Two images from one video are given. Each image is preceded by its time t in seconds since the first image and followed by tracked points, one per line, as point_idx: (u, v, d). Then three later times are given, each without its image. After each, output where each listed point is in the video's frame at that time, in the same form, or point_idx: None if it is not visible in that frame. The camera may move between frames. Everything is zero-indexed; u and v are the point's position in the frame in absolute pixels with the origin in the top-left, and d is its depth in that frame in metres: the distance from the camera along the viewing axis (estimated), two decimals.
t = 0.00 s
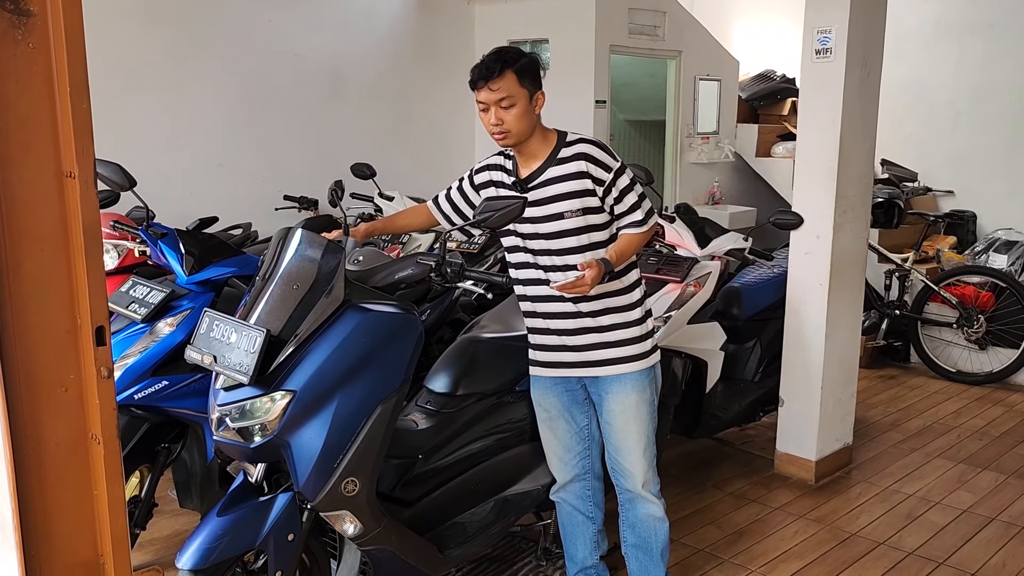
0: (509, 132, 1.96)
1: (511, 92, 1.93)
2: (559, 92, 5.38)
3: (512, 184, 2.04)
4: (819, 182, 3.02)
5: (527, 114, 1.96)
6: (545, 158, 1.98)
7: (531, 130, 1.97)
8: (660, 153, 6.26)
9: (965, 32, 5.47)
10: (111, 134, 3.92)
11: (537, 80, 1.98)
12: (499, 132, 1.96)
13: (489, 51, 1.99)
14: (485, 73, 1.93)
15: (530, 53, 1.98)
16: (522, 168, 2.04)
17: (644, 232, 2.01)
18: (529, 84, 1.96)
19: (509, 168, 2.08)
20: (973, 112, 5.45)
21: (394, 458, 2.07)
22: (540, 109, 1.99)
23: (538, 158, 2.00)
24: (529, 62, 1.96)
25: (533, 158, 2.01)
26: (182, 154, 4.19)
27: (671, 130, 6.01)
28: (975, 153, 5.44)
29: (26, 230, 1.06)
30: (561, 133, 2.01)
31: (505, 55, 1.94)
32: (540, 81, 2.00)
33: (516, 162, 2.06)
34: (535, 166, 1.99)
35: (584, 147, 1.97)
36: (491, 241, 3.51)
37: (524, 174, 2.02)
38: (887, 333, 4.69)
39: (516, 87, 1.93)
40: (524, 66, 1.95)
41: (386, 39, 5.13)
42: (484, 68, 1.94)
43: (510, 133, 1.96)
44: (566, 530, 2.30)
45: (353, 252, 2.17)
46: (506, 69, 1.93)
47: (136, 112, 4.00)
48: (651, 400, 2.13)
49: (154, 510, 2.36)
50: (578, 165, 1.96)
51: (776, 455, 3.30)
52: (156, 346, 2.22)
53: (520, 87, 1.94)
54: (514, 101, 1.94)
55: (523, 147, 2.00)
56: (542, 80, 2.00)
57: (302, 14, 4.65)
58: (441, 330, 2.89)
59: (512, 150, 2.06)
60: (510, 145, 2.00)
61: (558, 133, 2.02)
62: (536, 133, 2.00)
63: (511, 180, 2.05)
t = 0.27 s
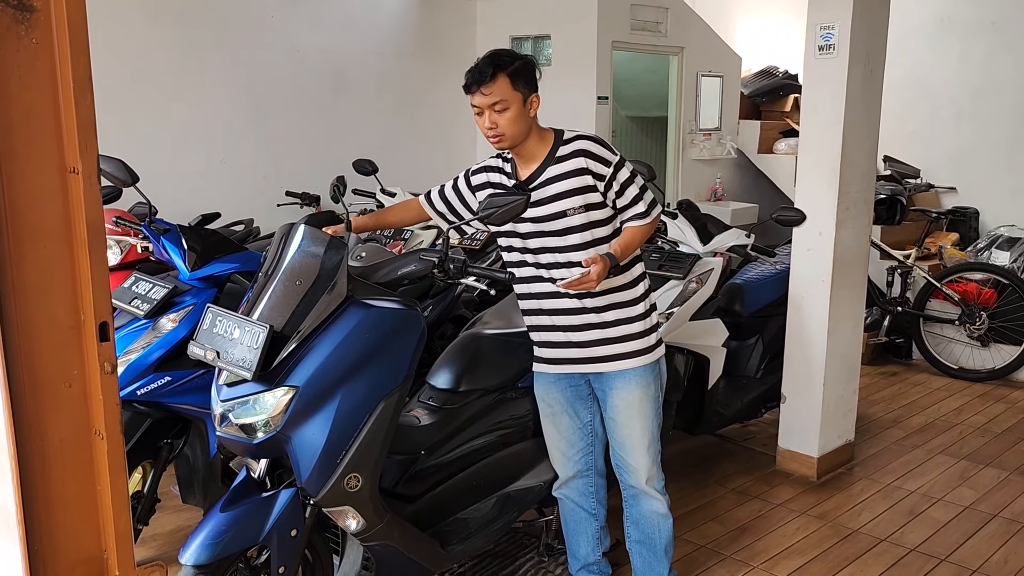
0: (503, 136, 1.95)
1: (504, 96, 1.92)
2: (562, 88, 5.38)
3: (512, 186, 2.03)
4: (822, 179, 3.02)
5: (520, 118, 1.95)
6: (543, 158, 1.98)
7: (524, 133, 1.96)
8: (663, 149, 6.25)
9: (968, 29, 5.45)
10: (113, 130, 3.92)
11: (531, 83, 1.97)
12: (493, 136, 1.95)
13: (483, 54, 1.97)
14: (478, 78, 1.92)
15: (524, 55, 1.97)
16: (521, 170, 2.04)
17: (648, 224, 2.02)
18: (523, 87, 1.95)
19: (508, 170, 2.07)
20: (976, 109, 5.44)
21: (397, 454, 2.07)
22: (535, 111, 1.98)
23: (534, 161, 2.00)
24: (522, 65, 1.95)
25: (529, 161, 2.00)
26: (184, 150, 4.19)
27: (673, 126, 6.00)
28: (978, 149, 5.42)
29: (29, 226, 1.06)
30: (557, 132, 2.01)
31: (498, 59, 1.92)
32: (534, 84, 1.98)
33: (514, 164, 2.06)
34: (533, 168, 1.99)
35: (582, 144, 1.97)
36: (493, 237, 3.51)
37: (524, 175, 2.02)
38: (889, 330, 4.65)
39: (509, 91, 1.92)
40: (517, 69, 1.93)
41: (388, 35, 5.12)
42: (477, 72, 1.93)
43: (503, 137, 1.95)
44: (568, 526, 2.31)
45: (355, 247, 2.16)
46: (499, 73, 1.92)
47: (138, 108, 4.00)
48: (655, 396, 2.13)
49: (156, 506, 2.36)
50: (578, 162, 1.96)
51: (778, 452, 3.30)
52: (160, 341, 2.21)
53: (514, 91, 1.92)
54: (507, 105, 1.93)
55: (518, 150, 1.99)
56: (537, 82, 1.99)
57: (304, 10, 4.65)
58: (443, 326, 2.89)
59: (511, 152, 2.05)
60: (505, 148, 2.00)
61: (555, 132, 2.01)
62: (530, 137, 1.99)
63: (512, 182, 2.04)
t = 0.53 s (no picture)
0: (505, 131, 1.94)
1: (505, 91, 1.92)
2: (563, 84, 5.37)
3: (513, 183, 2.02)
4: (824, 175, 3.01)
5: (522, 112, 1.94)
6: (546, 154, 1.97)
7: (526, 128, 1.96)
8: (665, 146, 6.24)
9: (971, 25, 5.44)
10: (114, 126, 3.92)
11: (533, 78, 1.97)
12: (495, 131, 1.95)
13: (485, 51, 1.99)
14: (480, 73, 1.93)
15: (526, 51, 1.97)
16: (524, 166, 2.02)
17: (649, 222, 2.02)
18: (525, 82, 1.95)
19: (510, 167, 2.07)
20: (979, 105, 5.42)
21: (398, 451, 2.07)
22: (537, 106, 1.97)
23: (537, 156, 1.98)
24: (523, 60, 1.95)
25: (533, 156, 1.99)
26: (186, 146, 4.18)
27: (675, 122, 5.99)
28: (981, 146, 5.41)
29: (30, 221, 1.05)
30: (561, 128, 2.00)
31: (500, 54, 1.93)
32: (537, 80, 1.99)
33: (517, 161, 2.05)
34: (535, 164, 1.98)
35: (585, 141, 1.97)
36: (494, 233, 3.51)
37: (525, 171, 2.00)
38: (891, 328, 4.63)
39: (510, 86, 1.93)
40: (518, 64, 1.94)
41: (389, 31, 5.11)
42: (479, 68, 1.95)
43: (506, 132, 1.95)
44: (569, 523, 2.30)
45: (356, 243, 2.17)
46: (500, 68, 1.92)
47: (139, 104, 3.99)
48: (658, 392, 2.12)
49: (158, 502, 2.36)
50: (580, 160, 1.95)
51: (779, 449, 3.30)
52: (161, 337, 2.22)
53: (515, 85, 1.93)
54: (508, 99, 1.93)
55: (521, 146, 1.98)
56: (539, 78, 1.99)
57: (306, 5, 4.64)
58: (444, 323, 2.89)
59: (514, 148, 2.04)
60: (508, 143, 1.99)
61: (558, 128, 1.99)
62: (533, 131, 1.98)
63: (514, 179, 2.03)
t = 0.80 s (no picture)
0: (532, 119, 1.95)
1: (538, 80, 1.92)
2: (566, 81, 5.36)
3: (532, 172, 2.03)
4: (827, 173, 3.01)
5: (552, 103, 1.94)
6: (568, 148, 1.97)
7: (554, 119, 1.96)
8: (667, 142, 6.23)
9: (975, 21, 5.42)
10: (117, 123, 3.92)
11: (568, 68, 1.96)
12: (523, 119, 1.95)
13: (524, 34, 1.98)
14: (515, 58, 1.93)
15: (564, 40, 1.96)
16: (544, 155, 2.03)
17: (661, 229, 2.01)
18: (559, 73, 1.94)
19: (528, 157, 2.07)
20: (982, 102, 5.41)
21: (401, 448, 2.07)
22: (567, 98, 1.97)
23: (559, 148, 1.99)
24: (560, 49, 1.94)
25: (555, 147, 2.00)
26: (189, 143, 4.18)
27: (678, 119, 5.98)
28: (984, 143, 5.40)
29: (33, 218, 1.05)
30: (587, 123, 2.00)
31: (536, 41, 1.93)
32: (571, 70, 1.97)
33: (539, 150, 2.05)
34: (557, 154, 1.98)
35: (610, 139, 1.97)
36: (497, 230, 3.51)
37: (545, 161, 2.01)
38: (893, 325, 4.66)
39: (544, 74, 1.92)
40: (554, 53, 1.93)
41: (391, 28, 5.11)
42: (514, 53, 1.94)
43: (533, 120, 1.95)
44: (571, 520, 2.30)
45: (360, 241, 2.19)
46: (536, 56, 1.92)
47: (142, 101, 3.99)
48: (660, 396, 2.11)
49: (161, 499, 2.36)
50: (603, 157, 1.96)
51: (782, 446, 3.30)
52: (164, 334, 2.22)
53: (549, 74, 1.92)
54: (540, 88, 1.92)
55: (546, 135, 1.99)
56: (574, 69, 1.98)
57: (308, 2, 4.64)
58: (447, 320, 2.89)
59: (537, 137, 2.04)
60: (534, 131, 1.99)
61: (585, 123, 2.00)
62: (560, 123, 1.98)
63: (530, 168, 2.04)
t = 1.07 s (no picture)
0: (574, 103, 1.95)
1: (589, 65, 1.94)
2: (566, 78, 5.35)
3: (558, 167, 2.03)
4: (829, 168, 3.00)
5: (596, 91, 1.96)
6: (599, 143, 1.98)
7: (594, 108, 1.97)
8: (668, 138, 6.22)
9: (976, 16, 5.41)
10: (118, 120, 3.91)
11: (613, 63, 2.00)
12: (564, 101, 1.95)
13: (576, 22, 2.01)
14: (570, 41, 1.95)
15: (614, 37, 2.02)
16: (573, 147, 2.02)
17: (684, 235, 2.01)
18: (607, 65, 1.98)
19: (555, 151, 2.06)
20: (984, 98, 5.40)
21: (403, 445, 2.07)
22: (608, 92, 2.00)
23: (591, 140, 2.00)
24: (611, 42, 1.99)
25: (587, 139, 2.00)
26: (189, 139, 4.18)
27: (678, 115, 5.98)
28: (986, 139, 5.39)
29: (35, 214, 1.05)
30: (618, 120, 2.02)
31: (592, 28, 1.96)
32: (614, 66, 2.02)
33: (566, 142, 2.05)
34: (590, 146, 1.99)
35: (640, 139, 1.96)
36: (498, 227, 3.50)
37: (573, 154, 2.01)
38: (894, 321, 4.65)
39: (596, 62, 1.95)
40: (607, 44, 1.97)
41: (392, 24, 5.10)
42: (569, 35, 1.96)
43: (574, 105, 1.96)
44: (574, 515, 2.30)
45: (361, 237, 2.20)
46: (591, 42, 1.95)
47: (143, 98, 3.98)
48: (665, 400, 2.11)
49: (162, 496, 2.35)
50: (633, 156, 1.95)
51: (783, 442, 3.30)
52: (166, 331, 2.22)
53: (600, 64, 1.96)
54: (589, 74, 1.95)
55: (579, 124, 1.99)
56: (617, 66, 2.02)
57: None
58: (448, 317, 2.89)
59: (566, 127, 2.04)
60: (568, 119, 1.99)
61: (616, 120, 2.02)
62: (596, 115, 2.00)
63: (557, 162, 2.03)
